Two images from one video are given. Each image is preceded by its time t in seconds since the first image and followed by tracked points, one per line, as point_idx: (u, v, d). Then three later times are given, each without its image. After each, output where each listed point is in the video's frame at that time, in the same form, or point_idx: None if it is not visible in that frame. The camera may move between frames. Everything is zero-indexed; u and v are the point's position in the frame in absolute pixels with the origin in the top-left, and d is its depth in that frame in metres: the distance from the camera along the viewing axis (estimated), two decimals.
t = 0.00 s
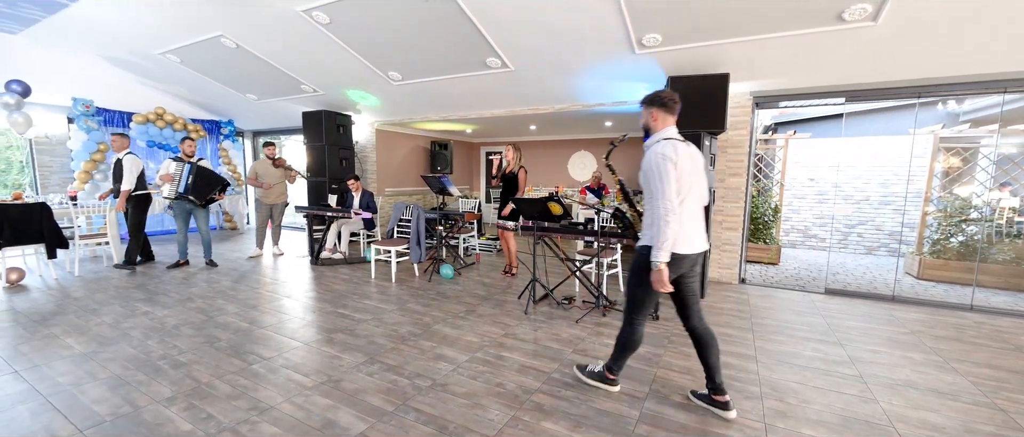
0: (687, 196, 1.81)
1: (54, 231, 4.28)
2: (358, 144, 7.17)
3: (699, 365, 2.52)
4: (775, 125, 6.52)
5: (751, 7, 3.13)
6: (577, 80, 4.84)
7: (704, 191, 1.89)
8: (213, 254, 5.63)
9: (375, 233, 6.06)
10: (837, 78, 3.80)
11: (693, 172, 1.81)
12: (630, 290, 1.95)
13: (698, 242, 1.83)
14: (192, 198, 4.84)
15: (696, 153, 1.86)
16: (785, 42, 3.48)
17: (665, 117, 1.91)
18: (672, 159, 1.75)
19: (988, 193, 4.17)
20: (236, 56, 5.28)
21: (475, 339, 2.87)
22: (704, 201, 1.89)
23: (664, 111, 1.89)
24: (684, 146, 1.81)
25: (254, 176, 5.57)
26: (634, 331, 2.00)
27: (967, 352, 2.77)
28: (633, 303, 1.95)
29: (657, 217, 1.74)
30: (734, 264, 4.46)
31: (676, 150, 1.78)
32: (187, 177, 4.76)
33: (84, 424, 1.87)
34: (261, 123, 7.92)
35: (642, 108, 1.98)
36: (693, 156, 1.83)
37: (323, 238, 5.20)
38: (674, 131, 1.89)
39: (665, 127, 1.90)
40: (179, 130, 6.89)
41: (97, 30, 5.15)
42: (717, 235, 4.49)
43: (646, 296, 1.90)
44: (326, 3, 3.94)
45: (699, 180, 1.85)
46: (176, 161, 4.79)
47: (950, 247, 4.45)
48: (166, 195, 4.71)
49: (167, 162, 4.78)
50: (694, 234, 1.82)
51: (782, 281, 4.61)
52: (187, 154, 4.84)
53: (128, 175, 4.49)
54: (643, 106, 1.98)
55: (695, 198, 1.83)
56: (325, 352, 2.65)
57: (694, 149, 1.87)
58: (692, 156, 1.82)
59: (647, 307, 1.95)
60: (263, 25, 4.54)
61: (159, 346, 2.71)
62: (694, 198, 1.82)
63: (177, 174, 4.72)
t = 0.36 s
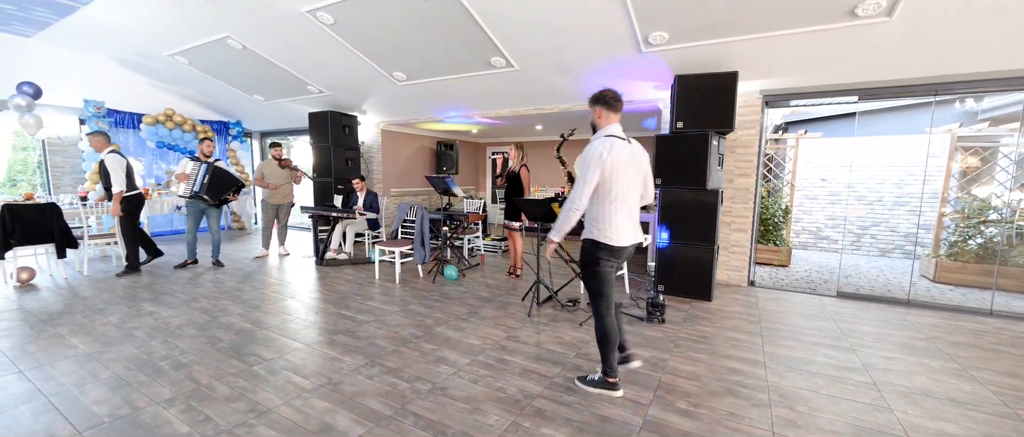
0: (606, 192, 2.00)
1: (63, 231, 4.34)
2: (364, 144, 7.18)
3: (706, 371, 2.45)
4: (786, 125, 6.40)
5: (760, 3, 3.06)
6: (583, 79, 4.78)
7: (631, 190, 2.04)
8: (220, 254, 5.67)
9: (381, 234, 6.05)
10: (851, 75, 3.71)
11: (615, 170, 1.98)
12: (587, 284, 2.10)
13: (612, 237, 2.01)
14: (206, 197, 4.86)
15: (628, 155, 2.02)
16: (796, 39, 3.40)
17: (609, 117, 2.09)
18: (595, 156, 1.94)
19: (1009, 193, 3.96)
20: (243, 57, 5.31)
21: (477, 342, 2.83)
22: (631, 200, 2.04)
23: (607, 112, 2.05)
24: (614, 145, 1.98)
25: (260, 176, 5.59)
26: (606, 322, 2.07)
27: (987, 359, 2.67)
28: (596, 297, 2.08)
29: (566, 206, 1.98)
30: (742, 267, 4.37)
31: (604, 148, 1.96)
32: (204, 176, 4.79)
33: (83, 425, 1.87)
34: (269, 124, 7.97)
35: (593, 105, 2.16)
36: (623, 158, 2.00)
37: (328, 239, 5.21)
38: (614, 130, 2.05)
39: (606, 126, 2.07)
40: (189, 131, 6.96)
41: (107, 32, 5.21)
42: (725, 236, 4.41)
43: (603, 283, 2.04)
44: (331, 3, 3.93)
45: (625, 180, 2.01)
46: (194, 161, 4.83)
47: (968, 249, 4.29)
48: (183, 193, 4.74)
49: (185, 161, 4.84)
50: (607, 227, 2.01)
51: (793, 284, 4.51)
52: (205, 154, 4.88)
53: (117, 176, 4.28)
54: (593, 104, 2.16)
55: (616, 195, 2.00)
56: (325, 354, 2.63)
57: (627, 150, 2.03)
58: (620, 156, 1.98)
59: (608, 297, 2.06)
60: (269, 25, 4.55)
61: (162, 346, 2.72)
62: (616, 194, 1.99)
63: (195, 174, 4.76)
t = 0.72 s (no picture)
0: (558, 194, 2.15)
1: (71, 231, 4.38)
2: (370, 145, 7.20)
3: (711, 376, 2.40)
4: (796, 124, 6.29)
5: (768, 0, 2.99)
6: (588, 79, 4.73)
7: (581, 194, 2.20)
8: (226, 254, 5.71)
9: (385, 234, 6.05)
10: (862, 73, 3.62)
11: (566, 175, 2.14)
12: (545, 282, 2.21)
13: (564, 236, 2.15)
14: (219, 198, 4.87)
15: (579, 161, 2.18)
16: (805, 37, 3.33)
17: (564, 126, 2.25)
18: (548, 161, 2.10)
19: None
20: (248, 58, 5.35)
21: (478, 345, 2.80)
22: (581, 203, 2.20)
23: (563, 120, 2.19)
24: (566, 152, 2.15)
25: (266, 177, 5.61)
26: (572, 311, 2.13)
27: (1005, 367, 2.58)
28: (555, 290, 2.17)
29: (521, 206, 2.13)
30: (750, 269, 4.29)
31: (557, 154, 2.12)
32: (214, 178, 4.81)
33: (82, 426, 1.87)
34: (276, 124, 8.02)
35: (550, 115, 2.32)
36: (574, 164, 2.16)
37: (332, 239, 5.22)
38: (567, 139, 2.21)
39: (560, 134, 2.23)
40: (197, 132, 7.02)
41: (116, 34, 5.27)
42: (732, 238, 4.33)
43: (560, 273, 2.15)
44: (334, 3, 3.92)
45: (576, 184, 2.17)
46: (205, 161, 4.82)
47: (984, 252, 4.18)
48: (194, 193, 4.77)
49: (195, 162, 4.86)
50: (559, 227, 2.16)
51: (802, 286, 4.42)
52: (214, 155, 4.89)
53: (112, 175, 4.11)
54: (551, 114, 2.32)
55: (568, 197, 2.15)
56: (325, 356, 2.61)
57: (579, 157, 2.19)
58: (571, 162, 2.14)
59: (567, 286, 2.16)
60: (273, 26, 4.55)
61: (165, 346, 2.73)
62: (567, 198, 2.15)
63: (208, 176, 4.77)
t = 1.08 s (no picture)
0: (524, 187, 2.36)
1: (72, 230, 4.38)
2: (370, 144, 7.19)
3: (710, 379, 2.36)
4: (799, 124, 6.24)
5: None
6: (588, 78, 4.69)
7: (542, 187, 2.45)
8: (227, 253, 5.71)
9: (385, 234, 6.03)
10: (866, 72, 3.56)
11: (532, 169, 2.36)
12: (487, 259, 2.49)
13: (529, 225, 2.37)
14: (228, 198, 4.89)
15: (540, 158, 2.42)
16: (807, 34, 3.27)
17: (523, 126, 2.46)
18: (516, 157, 2.29)
19: None
20: (249, 58, 5.34)
21: (475, 346, 2.78)
22: (541, 195, 2.43)
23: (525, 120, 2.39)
24: (529, 149, 2.37)
25: (266, 176, 5.60)
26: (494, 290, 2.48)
27: (1012, 370, 2.52)
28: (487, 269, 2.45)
29: (494, 199, 2.28)
30: (752, 269, 4.23)
31: (522, 150, 2.33)
32: (219, 178, 4.76)
33: (75, 427, 1.86)
34: (278, 124, 8.03)
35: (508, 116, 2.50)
36: (535, 159, 2.39)
37: (332, 239, 5.21)
38: (528, 138, 2.43)
39: (520, 133, 2.43)
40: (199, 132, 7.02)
41: (117, 34, 5.28)
42: (733, 238, 4.29)
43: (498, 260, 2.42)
44: (333, 3, 3.90)
45: (538, 177, 2.41)
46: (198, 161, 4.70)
47: (992, 252, 4.13)
48: (199, 194, 4.63)
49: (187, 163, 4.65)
50: (527, 217, 2.36)
51: (805, 287, 4.37)
52: (207, 154, 4.77)
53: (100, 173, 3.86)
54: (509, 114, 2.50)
55: (531, 190, 2.37)
56: (321, 357, 2.60)
57: (539, 154, 2.42)
58: (535, 158, 2.37)
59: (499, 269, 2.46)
60: (273, 26, 4.54)
61: (162, 346, 2.72)
62: (530, 190, 2.36)
63: (213, 176, 4.71)
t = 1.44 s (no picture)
0: (473, 190, 2.58)
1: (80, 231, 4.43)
2: (375, 145, 7.21)
3: (711, 385, 2.31)
4: (809, 123, 6.13)
5: None
6: (591, 77, 4.64)
7: (493, 188, 2.65)
8: (233, 254, 5.76)
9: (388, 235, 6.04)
10: (876, 69, 3.47)
11: (478, 173, 2.57)
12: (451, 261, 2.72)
13: (479, 225, 2.59)
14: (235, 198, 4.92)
15: (489, 161, 2.63)
16: (815, 30, 3.19)
17: (474, 132, 2.66)
18: (461, 163, 2.52)
19: None
20: (253, 60, 5.38)
21: (473, 349, 2.75)
22: (491, 197, 2.64)
23: (474, 126, 2.58)
24: (476, 155, 2.58)
25: (270, 177, 5.63)
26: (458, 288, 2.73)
27: None
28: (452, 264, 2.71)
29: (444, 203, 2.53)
30: (759, 271, 4.15)
31: (467, 156, 2.55)
32: (225, 178, 4.82)
33: (70, 428, 1.87)
34: (284, 125, 8.10)
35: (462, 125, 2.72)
36: (481, 163, 2.59)
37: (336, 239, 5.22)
38: (477, 143, 2.63)
39: (470, 140, 2.63)
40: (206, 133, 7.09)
41: (125, 36, 5.35)
42: (739, 239, 4.21)
43: (458, 260, 2.65)
44: (334, 4, 3.89)
45: (487, 180, 2.62)
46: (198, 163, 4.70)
47: (1009, 255, 4.03)
48: (209, 196, 4.66)
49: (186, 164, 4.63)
50: (477, 217, 2.58)
51: (814, 290, 4.27)
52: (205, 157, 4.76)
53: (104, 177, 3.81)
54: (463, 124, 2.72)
55: (479, 193, 2.58)
56: (317, 359, 2.59)
57: (487, 159, 2.63)
58: (481, 163, 2.58)
59: (464, 271, 2.70)
60: (276, 27, 4.55)
61: (161, 347, 2.74)
62: (478, 193, 2.58)
63: (219, 177, 4.75)
